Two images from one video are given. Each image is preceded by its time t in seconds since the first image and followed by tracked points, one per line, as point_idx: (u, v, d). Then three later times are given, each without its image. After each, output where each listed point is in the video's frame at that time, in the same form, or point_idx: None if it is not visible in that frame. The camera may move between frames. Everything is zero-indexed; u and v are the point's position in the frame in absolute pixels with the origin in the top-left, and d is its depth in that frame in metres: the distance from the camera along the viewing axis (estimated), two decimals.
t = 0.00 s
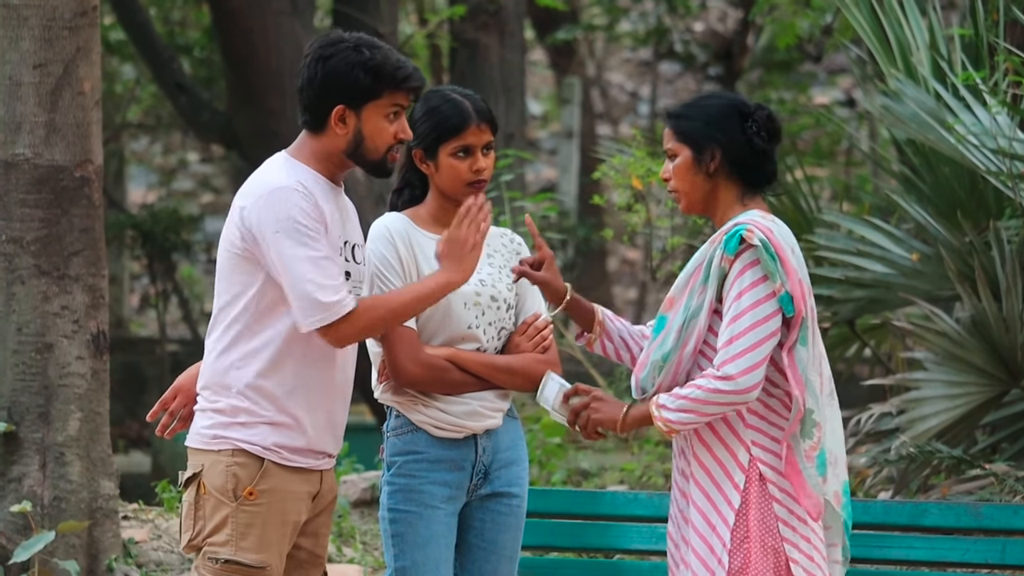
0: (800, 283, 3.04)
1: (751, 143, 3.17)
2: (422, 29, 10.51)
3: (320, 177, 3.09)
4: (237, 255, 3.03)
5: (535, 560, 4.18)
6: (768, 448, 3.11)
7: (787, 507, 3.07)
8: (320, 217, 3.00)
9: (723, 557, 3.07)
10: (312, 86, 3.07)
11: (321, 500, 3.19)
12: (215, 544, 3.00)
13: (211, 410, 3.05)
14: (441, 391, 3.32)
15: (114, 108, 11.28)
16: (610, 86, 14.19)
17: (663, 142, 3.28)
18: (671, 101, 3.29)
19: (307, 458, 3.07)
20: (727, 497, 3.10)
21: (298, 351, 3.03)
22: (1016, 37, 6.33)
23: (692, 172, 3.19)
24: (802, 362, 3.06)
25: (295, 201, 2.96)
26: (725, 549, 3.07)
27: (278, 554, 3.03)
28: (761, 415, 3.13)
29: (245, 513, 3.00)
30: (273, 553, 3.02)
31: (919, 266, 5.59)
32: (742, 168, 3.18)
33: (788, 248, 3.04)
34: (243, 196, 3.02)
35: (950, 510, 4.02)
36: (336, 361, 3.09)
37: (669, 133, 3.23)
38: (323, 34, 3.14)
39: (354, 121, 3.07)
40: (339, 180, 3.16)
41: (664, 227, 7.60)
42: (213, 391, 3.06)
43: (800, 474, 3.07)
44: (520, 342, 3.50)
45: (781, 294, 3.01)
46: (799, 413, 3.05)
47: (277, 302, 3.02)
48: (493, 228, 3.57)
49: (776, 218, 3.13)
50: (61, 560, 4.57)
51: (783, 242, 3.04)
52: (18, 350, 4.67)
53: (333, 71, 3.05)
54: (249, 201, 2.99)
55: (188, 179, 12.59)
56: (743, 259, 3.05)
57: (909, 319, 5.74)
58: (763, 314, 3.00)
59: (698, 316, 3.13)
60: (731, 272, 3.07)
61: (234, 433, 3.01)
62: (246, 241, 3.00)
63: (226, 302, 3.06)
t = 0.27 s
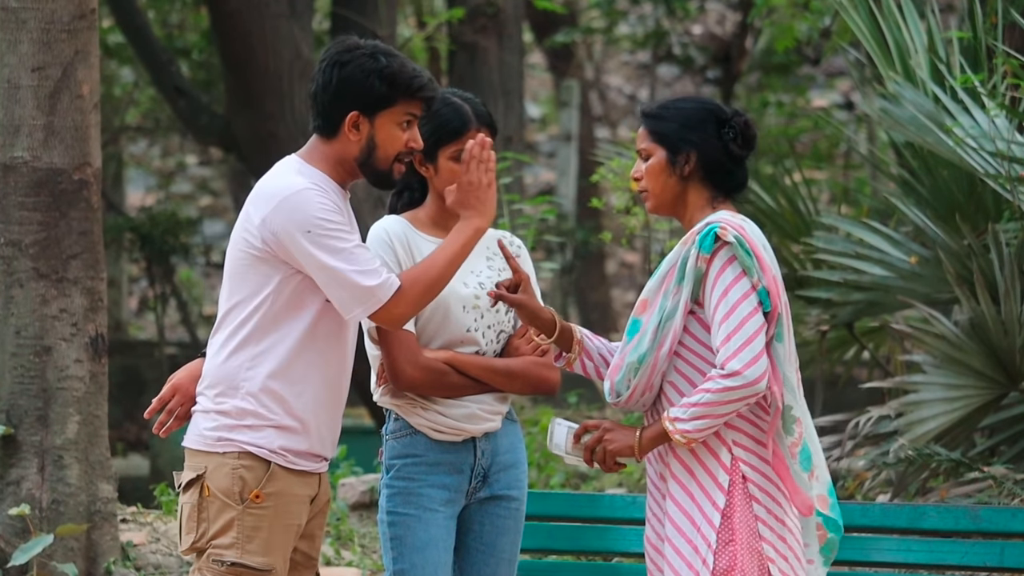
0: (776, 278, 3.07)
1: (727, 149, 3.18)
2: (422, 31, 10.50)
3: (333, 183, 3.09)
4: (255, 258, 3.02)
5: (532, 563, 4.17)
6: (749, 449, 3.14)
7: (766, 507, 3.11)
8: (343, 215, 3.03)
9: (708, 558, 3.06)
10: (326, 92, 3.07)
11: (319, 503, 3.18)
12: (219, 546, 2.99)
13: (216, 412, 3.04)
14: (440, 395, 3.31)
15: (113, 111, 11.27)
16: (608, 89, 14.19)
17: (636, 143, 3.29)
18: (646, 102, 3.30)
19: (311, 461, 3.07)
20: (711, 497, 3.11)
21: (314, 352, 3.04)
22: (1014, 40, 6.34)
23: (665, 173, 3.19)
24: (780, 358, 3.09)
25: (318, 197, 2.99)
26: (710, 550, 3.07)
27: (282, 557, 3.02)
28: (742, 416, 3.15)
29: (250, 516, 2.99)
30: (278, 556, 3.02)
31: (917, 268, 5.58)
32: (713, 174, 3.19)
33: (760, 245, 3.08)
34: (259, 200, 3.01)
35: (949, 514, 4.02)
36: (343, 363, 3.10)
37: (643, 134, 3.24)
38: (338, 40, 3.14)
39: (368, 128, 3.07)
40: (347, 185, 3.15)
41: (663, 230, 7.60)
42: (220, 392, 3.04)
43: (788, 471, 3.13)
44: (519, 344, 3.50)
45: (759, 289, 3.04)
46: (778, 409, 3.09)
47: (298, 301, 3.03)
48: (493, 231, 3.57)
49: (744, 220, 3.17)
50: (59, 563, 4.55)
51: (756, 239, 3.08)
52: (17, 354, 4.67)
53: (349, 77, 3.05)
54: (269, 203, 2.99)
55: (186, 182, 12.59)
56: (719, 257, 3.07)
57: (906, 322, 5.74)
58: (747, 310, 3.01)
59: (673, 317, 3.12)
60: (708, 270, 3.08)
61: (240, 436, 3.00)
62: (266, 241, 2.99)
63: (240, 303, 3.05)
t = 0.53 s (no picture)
0: (763, 278, 3.07)
1: (713, 151, 3.18)
2: (422, 32, 10.50)
3: (338, 186, 3.09)
4: (259, 257, 3.02)
5: (533, 564, 4.16)
6: (735, 448, 3.15)
7: (753, 506, 3.13)
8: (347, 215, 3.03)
9: (700, 557, 3.06)
10: (331, 96, 3.07)
11: (318, 503, 3.18)
12: (218, 546, 2.99)
13: (215, 411, 3.04)
14: (444, 395, 3.31)
15: (113, 111, 11.26)
16: (609, 90, 14.19)
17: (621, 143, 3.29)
18: (632, 102, 3.30)
19: (310, 461, 3.07)
20: (701, 497, 3.11)
21: (315, 352, 3.05)
22: (1014, 40, 6.35)
23: (651, 175, 3.19)
24: (768, 358, 3.08)
25: (322, 196, 2.99)
26: (701, 549, 3.07)
27: (281, 556, 3.02)
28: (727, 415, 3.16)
29: (250, 516, 2.99)
30: (277, 555, 3.02)
31: (918, 268, 5.58)
32: (698, 176, 3.20)
33: (746, 245, 3.08)
34: (263, 199, 3.02)
35: (949, 514, 4.02)
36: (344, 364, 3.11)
37: (628, 135, 3.24)
38: (344, 44, 3.14)
39: (374, 131, 3.07)
40: (351, 188, 3.15)
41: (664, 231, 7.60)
42: (222, 391, 3.04)
43: (764, 469, 3.13)
44: (522, 344, 3.50)
45: (747, 288, 3.04)
46: (762, 409, 3.10)
47: (301, 300, 3.03)
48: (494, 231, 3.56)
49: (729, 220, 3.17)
50: (60, 563, 4.55)
51: (742, 239, 3.08)
52: (17, 355, 4.67)
53: (353, 80, 3.05)
54: (274, 202, 2.99)
55: (186, 182, 12.59)
56: (706, 257, 3.06)
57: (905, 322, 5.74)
58: (737, 311, 3.01)
59: (659, 317, 3.11)
60: (695, 271, 3.08)
61: (239, 436, 3.00)
62: (269, 240, 2.99)
63: (241, 302, 3.05)
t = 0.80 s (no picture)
0: (751, 280, 3.07)
1: (706, 151, 3.18)
2: (422, 32, 10.50)
3: (334, 186, 3.09)
4: (253, 258, 3.03)
5: (534, 564, 4.16)
6: (725, 447, 3.15)
7: (747, 505, 3.13)
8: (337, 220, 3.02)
9: (696, 558, 3.06)
10: (330, 97, 3.07)
11: (320, 504, 3.18)
12: (219, 546, 2.99)
13: (215, 411, 3.04)
14: (447, 395, 3.31)
15: (113, 111, 11.26)
16: (609, 90, 14.19)
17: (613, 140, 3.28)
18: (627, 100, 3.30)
19: (311, 462, 3.07)
20: (695, 497, 3.11)
21: (310, 355, 3.05)
22: (1015, 40, 6.35)
23: (644, 173, 3.19)
24: (756, 360, 3.08)
25: (315, 203, 2.98)
26: (697, 550, 3.07)
27: (281, 556, 3.03)
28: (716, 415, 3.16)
29: (251, 516, 2.99)
30: (278, 555, 3.02)
31: (919, 269, 5.58)
32: (693, 175, 3.20)
33: (735, 246, 3.08)
34: (258, 200, 3.02)
35: (949, 514, 4.02)
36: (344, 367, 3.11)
37: (622, 132, 3.24)
38: (343, 45, 3.14)
39: (372, 132, 3.07)
40: (349, 189, 3.14)
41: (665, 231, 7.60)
42: (220, 393, 3.04)
43: (754, 471, 3.12)
44: (524, 345, 3.49)
45: (735, 290, 3.04)
46: (750, 410, 3.10)
47: (291, 304, 3.03)
48: (495, 231, 3.55)
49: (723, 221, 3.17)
50: (60, 563, 4.56)
51: (731, 241, 3.08)
52: (18, 355, 4.67)
53: (352, 82, 3.05)
54: (267, 203, 2.99)
55: (187, 183, 12.59)
56: (695, 258, 3.06)
57: (906, 323, 5.74)
58: (724, 313, 3.01)
59: (648, 318, 3.10)
60: (684, 273, 3.08)
61: (239, 436, 3.00)
62: (263, 242, 3.00)
63: (237, 303, 3.05)
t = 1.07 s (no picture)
0: (751, 283, 3.07)
1: (702, 148, 3.18)
2: (422, 32, 10.50)
3: (329, 185, 3.08)
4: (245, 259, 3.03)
5: (534, 564, 4.16)
6: (720, 449, 3.15)
7: (740, 507, 3.12)
8: (316, 227, 2.96)
9: (686, 560, 3.07)
10: (325, 95, 3.07)
11: (324, 505, 3.19)
12: (226, 547, 2.98)
13: (220, 413, 3.04)
14: (445, 394, 3.32)
15: (113, 111, 11.25)
16: (610, 90, 14.19)
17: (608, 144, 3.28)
18: (620, 103, 3.30)
19: (314, 462, 3.08)
20: (688, 499, 3.11)
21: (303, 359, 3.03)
22: (1015, 40, 6.35)
23: (642, 175, 3.19)
24: (754, 364, 3.08)
25: (300, 225, 2.92)
26: (688, 552, 3.07)
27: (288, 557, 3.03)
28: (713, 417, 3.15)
29: (258, 517, 2.99)
30: (284, 556, 3.02)
31: (919, 269, 5.58)
32: (691, 174, 3.20)
33: (736, 248, 3.08)
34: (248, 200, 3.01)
35: (949, 514, 4.02)
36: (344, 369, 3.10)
37: (616, 135, 3.23)
38: (338, 44, 3.14)
39: (368, 130, 3.08)
40: (345, 188, 3.14)
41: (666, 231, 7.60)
42: (222, 395, 3.04)
43: (747, 473, 3.11)
44: (525, 345, 3.49)
45: (735, 293, 3.04)
46: (747, 414, 3.09)
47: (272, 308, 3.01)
48: (495, 231, 3.55)
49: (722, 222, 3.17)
50: (60, 563, 4.55)
51: (732, 244, 3.08)
52: (18, 355, 4.67)
53: (347, 80, 3.05)
54: (253, 203, 2.98)
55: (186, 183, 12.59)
56: (695, 260, 3.06)
57: (907, 323, 5.74)
58: (723, 316, 3.01)
59: (647, 319, 3.10)
60: (684, 274, 3.07)
61: (246, 437, 3.00)
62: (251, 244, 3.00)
63: (233, 304, 3.06)
